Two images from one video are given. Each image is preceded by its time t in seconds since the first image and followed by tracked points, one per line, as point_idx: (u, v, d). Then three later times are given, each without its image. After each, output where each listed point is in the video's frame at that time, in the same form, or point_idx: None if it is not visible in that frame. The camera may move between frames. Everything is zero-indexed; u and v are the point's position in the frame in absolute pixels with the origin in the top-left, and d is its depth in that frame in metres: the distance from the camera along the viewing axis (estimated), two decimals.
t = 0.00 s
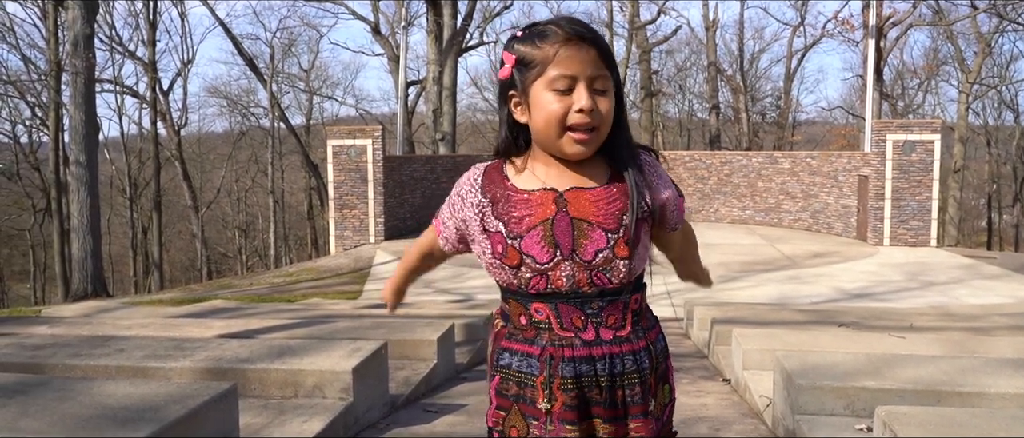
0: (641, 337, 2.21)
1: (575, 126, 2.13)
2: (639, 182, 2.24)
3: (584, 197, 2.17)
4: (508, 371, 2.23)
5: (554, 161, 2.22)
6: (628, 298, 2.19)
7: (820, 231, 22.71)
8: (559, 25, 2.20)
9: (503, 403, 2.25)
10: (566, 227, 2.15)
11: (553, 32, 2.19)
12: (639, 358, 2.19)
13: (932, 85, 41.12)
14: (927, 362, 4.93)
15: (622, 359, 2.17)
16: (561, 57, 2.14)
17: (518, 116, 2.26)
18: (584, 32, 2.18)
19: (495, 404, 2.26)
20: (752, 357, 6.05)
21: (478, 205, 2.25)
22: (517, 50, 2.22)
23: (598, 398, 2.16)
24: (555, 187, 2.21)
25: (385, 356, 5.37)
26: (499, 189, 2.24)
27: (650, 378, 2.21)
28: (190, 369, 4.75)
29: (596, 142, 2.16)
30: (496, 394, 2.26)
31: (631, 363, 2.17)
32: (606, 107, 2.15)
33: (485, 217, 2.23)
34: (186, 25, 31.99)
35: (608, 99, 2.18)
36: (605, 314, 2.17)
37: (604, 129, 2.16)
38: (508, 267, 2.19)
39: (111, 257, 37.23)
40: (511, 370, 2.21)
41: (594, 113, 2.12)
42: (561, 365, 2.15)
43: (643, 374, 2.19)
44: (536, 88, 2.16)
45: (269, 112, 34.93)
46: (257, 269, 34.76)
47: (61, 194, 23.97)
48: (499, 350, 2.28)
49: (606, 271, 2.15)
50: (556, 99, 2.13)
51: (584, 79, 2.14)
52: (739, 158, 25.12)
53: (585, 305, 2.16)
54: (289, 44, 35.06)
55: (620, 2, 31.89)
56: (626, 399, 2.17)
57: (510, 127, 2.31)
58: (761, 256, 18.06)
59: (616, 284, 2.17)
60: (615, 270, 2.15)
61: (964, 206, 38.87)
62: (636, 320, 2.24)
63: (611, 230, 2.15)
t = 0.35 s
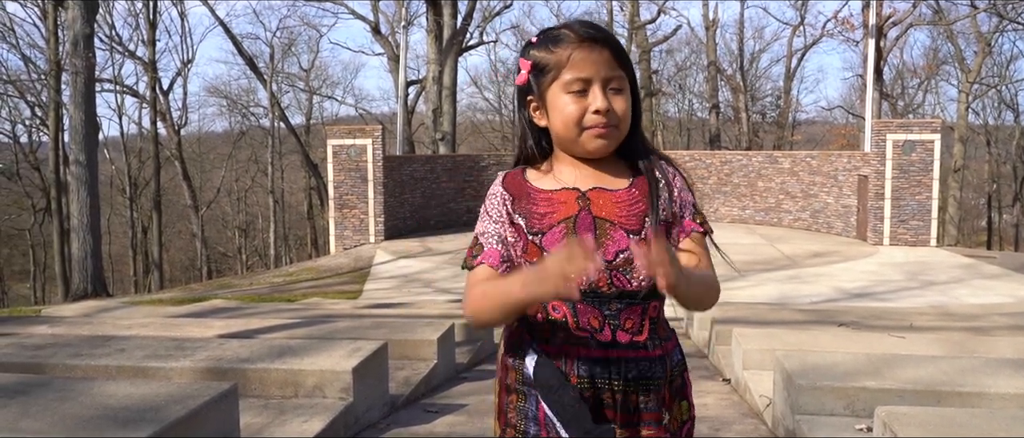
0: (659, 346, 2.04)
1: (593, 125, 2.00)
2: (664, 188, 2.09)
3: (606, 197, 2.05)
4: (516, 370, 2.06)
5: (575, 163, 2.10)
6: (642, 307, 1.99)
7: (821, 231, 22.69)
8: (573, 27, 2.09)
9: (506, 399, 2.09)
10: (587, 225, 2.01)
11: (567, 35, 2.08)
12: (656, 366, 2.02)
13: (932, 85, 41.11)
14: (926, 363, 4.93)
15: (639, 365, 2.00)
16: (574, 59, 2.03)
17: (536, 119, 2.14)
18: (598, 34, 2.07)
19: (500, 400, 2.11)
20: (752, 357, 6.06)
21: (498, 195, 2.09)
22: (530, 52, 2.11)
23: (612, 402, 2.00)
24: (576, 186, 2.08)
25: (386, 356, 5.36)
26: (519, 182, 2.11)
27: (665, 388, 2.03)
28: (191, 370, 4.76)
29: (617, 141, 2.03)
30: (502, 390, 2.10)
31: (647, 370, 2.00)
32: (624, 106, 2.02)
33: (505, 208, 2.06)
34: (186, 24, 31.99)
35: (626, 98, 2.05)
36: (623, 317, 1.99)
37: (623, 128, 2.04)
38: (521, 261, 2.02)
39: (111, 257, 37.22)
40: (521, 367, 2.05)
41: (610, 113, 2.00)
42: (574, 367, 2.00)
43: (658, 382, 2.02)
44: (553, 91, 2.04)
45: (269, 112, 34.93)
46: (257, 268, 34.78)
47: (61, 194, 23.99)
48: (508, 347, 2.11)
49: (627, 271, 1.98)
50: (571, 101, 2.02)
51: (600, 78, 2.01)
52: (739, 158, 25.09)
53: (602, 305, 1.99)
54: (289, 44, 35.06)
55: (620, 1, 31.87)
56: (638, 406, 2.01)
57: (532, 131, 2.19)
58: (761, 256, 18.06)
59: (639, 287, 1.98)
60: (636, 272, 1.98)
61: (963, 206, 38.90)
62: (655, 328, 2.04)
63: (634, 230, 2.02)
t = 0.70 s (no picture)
0: (653, 336, 2.06)
1: (584, 107, 2.04)
2: (655, 172, 2.11)
3: (597, 185, 2.08)
4: (511, 362, 2.10)
5: (570, 151, 2.15)
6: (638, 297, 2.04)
7: (821, 231, 22.68)
8: (541, 23, 2.14)
9: (500, 394, 2.12)
10: (577, 213, 2.05)
11: (535, 31, 2.13)
12: (651, 355, 2.04)
13: (932, 85, 41.13)
14: (927, 363, 4.93)
15: (632, 355, 2.01)
16: (552, 47, 2.07)
17: (523, 121, 2.16)
18: (565, 22, 2.13)
19: (493, 394, 2.13)
20: (752, 357, 6.05)
21: (489, 184, 2.15)
22: (504, 57, 2.15)
23: (605, 393, 2.01)
24: (569, 173, 2.13)
25: (386, 356, 5.37)
26: (514, 173, 2.16)
27: (659, 378, 2.03)
28: (191, 370, 4.76)
29: (610, 117, 2.06)
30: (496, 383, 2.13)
31: (641, 358, 2.02)
32: (609, 78, 2.07)
33: (496, 199, 2.13)
34: (187, 24, 32.00)
35: (609, 73, 2.09)
36: (616, 306, 2.03)
37: (613, 107, 2.07)
38: (514, 250, 2.08)
39: (111, 257, 37.24)
40: (514, 361, 2.09)
41: (597, 87, 2.03)
42: (564, 358, 2.02)
43: (653, 371, 2.03)
44: (537, 84, 2.08)
45: (270, 112, 34.91)
46: (257, 268, 34.76)
47: (62, 195, 23.95)
48: (504, 341, 2.16)
49: (619, 258, 2.01)
50: (558, 86, 2.05)
51: (579, 59, 2.06)
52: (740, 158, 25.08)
53: (593, 294, 2.03)
54: (289, 44, 35.05)
55: (621, 2, 31.88)
56: (631, 398, 2.00)
57: (519, 133, 2.23)
58: (762, 256, 18.07)
59: (630, 276, 2.02)
60: (629, 257, 2.01)
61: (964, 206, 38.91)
62: (651, 318, 2.07)
63: (624, 217, 2.03)
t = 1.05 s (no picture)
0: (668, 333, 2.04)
1: (592, 121, 2.03)
2: (663, 171, 2.13)
3: (613, 182, 2.09)
4: (523, 358, 2.08)
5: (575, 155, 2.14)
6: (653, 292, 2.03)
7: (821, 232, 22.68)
8: (555, 33, 2.13)
9: (513, 390, 2.10)
10: (592, 209, 2.06)
11: (548, 42, 2.12)
12: (666, 353, 2.01)
13: (933, 85, 41.12)
14: (929, 363, 4.93)
15: (647, 352, 1.99)
16: (563, 60, 2.06)
17: (533, 129, 2.16)
18: (579, 34, 2.11)
19: (506, 391, 2.10)
20: (754, 357, 6.06)
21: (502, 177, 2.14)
22: (516, 66, 2.14)
23: (618, 390, 1.98)
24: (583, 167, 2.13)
25: (388, 356, 5.37)
26: (533, 168, 2.14)
27: (673, 377, 2.01)
28: (194, 370, 4.76)
29: (618, 132, 2.06)
30: (508, 377, 2.10)
31: (653, 355, 2.00)
32: (618, 94, 2.05)
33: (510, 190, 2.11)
34: (187, 24, 32.00)
35: (619, 88, 2.08)
36: (630, 302, 2.02)
37: (622, 119, 2.07)
38: (530, 245, 2.08)
39: (111, 257, 37.20)
40: (526, 356, 2.07)
41: (605, 104, 2.03)
42: (578, 353, 2.00)
43: (667, 369, 2.01)
44: (547, 96, 2.07)
45: (270, 112, 34.86)
46: (256, 268, 34.73)
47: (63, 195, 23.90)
48: (515, 335, 2.14)
49: (632, 254, 2.03)
50: (567, 100, 2.04)
51: (589, 74, 2.05)
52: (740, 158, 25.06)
53: (608, 288, 2.02)
54: (289, 44, 35.02)
55: (621, 2, 31.85)
56: (644, 395, 1.98)
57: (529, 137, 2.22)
58: (762, 256, 18.07)
59: (644, 272, 2.03)
60: (642, 253, 2.03)
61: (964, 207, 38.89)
62: (666, 317, 2.06)
63: (637, 214, 2.06)
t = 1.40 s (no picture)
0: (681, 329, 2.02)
1: (613, 141, 2.01)
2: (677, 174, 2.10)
3: (629, 183, 2.08)
4: (537, 353, 2.05)
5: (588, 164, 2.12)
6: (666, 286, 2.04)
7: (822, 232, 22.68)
8: (588, 41, 2.03)
9: (525, 386, 2.07)
10: (608, 205, 2.05)
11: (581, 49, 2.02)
12: (679, 347, 2.00)
13: (933, 86, 41.11)
14: (931, 364, 4.93)
15: (660, 344, 1.99)
16: (593, 77, 1.98)
17: (557, 135, 2.11)
18: (611, 47, 2.02)
19: (518, 387, 2.08)
20: (755, 358, 6.07)
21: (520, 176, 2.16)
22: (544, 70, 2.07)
23: (633, 381, 1.97)
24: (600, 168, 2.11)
25: (389, 357, 5.36)
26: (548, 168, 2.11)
27: (686, 373, 1.99)
28: (195, 371, 4.76)
29: (634, 154, 2.04)
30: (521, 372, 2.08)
31: (666, 347, 1.99)
32: (641, 119, 2.01)
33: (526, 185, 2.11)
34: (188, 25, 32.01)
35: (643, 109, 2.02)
36: (642, 296, 2.01)
37: (642, 140, 2.02)
38: (546, 240, 2.07)
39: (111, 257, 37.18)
40: (539, 351, 2.05)
41: (629, 129, 1.99)
42: (591, 343, 1.99)
43: (681, 363, 1.99)
44: (573, 110, 2.01)
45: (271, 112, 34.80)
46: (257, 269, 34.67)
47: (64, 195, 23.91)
48: (527, 331, 2.11)
49: (645, 249, 2.03)
50: (593, 119, 1.99)
51: (617, 95, 1.98)
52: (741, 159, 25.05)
53: (620, 281, 2.03)
54: (290, 45, 34.98)
55: (622, 2, 31.82)
56: (658, 386, 1.97)
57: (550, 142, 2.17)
58: (763, 256, 18.07)
59: (657, 267, 2.03)
60: (655, 251, 2.04)
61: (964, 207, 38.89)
62: (678, 313, 2.05)
63: (651, 213, 2.05)
